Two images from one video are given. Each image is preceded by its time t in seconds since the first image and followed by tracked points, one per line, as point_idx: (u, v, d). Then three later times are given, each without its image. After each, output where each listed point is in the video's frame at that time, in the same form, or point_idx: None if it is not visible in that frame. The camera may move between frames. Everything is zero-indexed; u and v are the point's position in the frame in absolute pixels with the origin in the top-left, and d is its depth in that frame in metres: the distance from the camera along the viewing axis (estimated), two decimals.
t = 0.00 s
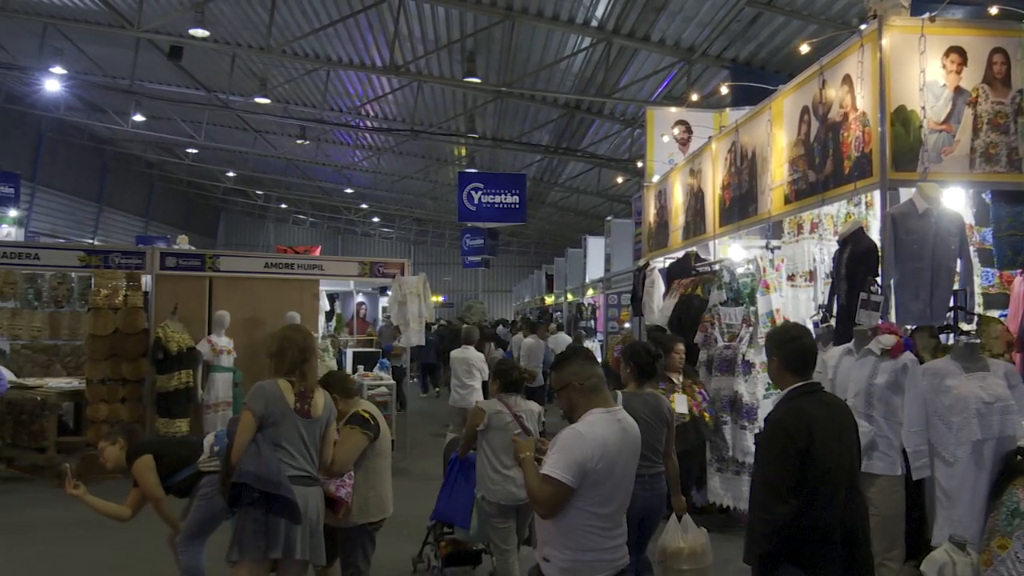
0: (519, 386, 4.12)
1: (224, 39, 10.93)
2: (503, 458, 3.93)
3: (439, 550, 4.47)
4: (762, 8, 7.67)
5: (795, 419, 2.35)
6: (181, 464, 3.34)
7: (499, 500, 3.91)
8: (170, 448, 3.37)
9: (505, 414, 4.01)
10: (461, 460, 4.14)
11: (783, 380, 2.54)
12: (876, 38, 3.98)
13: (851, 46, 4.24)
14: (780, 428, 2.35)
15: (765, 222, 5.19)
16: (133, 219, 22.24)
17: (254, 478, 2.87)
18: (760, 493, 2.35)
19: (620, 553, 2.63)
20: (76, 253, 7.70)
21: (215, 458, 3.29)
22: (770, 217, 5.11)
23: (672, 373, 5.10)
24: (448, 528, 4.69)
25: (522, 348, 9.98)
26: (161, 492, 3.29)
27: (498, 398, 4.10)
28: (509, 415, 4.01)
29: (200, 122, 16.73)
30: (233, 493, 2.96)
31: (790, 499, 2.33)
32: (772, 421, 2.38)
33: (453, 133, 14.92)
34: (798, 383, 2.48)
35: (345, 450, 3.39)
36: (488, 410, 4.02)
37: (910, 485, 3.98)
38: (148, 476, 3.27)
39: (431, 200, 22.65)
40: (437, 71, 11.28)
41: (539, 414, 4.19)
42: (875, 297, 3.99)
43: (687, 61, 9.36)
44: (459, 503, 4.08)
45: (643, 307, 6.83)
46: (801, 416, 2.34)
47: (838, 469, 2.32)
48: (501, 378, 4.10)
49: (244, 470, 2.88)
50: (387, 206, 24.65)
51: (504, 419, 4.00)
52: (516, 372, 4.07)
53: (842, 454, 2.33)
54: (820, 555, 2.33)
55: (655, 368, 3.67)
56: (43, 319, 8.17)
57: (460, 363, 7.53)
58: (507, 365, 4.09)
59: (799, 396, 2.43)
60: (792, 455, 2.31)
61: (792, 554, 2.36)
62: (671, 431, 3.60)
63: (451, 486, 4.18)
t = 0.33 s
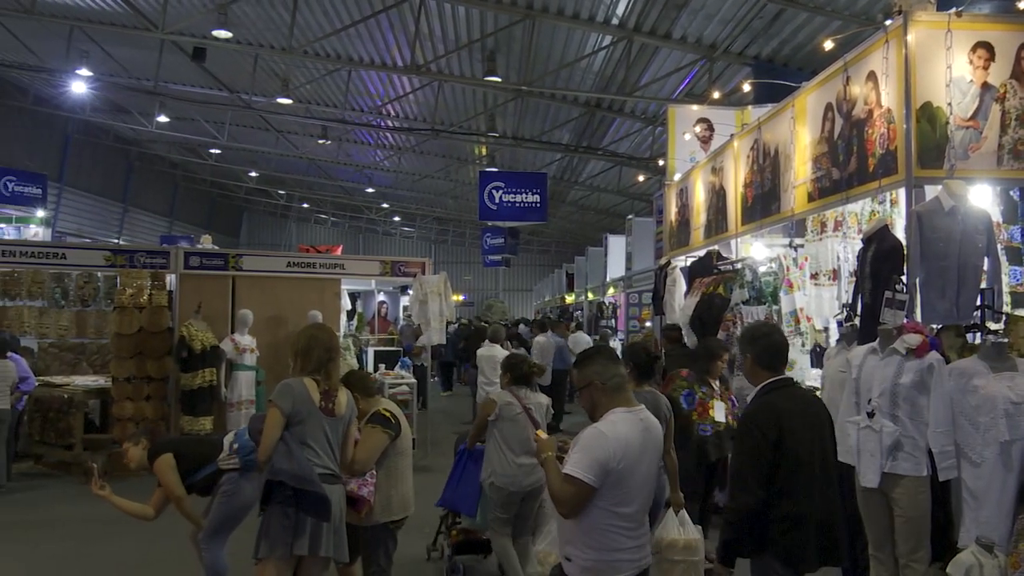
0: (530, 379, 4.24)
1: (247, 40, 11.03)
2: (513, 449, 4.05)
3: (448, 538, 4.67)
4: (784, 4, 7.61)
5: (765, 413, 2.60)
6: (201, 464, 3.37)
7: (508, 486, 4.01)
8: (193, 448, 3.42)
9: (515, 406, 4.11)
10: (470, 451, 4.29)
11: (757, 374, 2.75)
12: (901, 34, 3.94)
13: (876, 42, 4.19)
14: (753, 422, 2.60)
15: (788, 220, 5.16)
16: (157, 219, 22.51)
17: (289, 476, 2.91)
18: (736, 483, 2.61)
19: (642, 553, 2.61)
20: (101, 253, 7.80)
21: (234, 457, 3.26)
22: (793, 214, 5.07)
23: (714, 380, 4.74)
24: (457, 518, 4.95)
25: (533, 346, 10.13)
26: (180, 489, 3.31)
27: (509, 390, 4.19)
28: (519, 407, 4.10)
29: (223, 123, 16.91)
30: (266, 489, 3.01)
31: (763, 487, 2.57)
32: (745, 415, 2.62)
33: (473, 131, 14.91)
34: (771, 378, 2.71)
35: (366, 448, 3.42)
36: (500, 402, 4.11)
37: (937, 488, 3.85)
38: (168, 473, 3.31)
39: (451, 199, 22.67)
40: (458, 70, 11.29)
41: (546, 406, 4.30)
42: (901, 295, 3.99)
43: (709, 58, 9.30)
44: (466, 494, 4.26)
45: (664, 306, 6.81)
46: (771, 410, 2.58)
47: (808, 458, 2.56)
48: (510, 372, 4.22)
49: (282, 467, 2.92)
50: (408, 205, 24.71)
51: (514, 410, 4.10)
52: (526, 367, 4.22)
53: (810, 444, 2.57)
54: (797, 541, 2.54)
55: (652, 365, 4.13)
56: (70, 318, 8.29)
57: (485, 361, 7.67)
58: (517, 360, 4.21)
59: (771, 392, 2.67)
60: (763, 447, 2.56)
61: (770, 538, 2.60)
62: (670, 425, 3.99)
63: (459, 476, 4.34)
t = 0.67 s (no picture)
0: (535, 376, 4.42)
1: (264, 40, 11.09)
2: (513, 440, 4.24)
3: (457, 527, 4.98)
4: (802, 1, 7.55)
5: (740, 404, 2.67)
6: (216, 462, 3.39)
7: (507, 477, 4.22)
8: (205, 446, 3.42)
9: (517, 401, 4.29)
10: (475, 442, 4.54)
11: (737, 370, 2.82)
12: (921, 30, 3.90)
13: (895, 38, 4.16)
14: (728, 412, 2.69)
15: (806, 218, 5.14)
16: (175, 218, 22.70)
17: (313, 475, 2.93)
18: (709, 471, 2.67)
19: (658, 553, 2.59)
20: (121, 252, 7.88)
21: (249, 455, 3.29)
22: (811, 212, 5.04)
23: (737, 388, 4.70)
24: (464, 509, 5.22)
25: (544, 345, 10.19)
26: (196, 489, 3.32)
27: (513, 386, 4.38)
28: (521, 401, 4.28)
29: (240, 123, 17.02)
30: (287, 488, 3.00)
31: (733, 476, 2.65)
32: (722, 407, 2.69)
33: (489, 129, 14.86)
34: (749, 374, 2.78)
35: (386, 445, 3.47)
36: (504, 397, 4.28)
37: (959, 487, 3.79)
38: (184, 472, 3.32)
39: (467, 197, 22.68)
40: (474, 68, 11.29)
41: (551, 401, 4.43)
42: (920, 294, 3.88)
43: (725, 56, 9.26)
44: (472, 484, 4.58)
45: (680, 304, 6.80)
46: (748, 403, 2.66)
47: (775, 451, 2.64)
48: (516, 369, 4.42)
49: (305, 466, 2.94)
50: (423, 204, 24.76)
51: (516, 405, 4.28)
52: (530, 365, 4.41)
53: (779, 441, 2.64)
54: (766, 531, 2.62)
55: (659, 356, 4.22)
56: (90, 316, 8.39)
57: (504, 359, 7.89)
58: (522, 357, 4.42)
59: (746, 387, 2.74)
60: (734, 437, 2.64)
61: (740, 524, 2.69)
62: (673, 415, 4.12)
63: (463, 467, 4.65)
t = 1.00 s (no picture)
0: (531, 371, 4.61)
1: (276, 40, 11.14)
2: (508, 432, 4.40)
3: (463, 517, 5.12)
4: None
5: (714, 391, 2.97)
6: (227, 461, 3.40)
7: (503, 467, 4.37)
8: (216, 445, 3.44)
9: (514, 395, 4.48)
10: (475, 436, 4.65)
11: (713, 361, 3.12)
12: (935, 27, 3.87)
13: (908, 35, 4.13)
14: (704, 399, 2.98)
15: (818, 216, 5.12)
16: (188, 217, 22.81)
17: (329, 475, 2.94)
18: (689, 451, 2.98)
19: (671, 552, 2.59)
20: (134, 251, 7.92)
21: (259, 454, 3.32)
22: (823, 211, 5.03)
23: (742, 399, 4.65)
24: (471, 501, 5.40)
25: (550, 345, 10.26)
26: (208, 487, 3.33)
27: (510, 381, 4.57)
28: (517, 395, 4.48)
29: (251, 122, 17.09)
30: (301, 488, 3.01)
31: (710, 454, 2.95)
32: (699, 394, 2.99)
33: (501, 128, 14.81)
34: (722, 365, 3.07)
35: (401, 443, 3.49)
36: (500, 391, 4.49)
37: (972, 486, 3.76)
38: (195, 471, 3.33)
39: (478, 196, 22.69)
40: (485, 67, 11.29)
41: (546, 396, 4.64)
42: (934, 293, 3.87)
43: (737, 53, 9.22)
44: (470, 476, 4.68)
45: (692, 303, 6.79)
46: (722, 390, 2.95)
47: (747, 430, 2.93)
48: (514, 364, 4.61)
49: (321, 466, 2.94)
50: (434, 203, 24.77)
51: (512, 399, 4.47)
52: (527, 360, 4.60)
53: (751, 421, 2.95)
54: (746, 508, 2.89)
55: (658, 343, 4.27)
56: (103, 315, 8.44)
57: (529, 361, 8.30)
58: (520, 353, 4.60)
59: (720, 374, 3.04)
60: (711, 420, 2.94)
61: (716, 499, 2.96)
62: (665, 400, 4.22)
63: (463, 459, 4.74)
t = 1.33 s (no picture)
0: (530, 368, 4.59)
1: (284, 40, 11.17)
2: (509, 427, 4.47)
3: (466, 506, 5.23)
4: None
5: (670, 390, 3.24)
6: (235, 459, 3.40)
7: (504, 460, 4.45)
8: (224, 444, 3.45)
9: (512, 391, 4.51)
10: (475, 429, 4.65)
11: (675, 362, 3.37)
12: (944, 24, 3.86)
13: (916, 33, 4.13)
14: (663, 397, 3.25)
15: (826, 215, 5.11)
16: (196, 216, 22.88)
17: (338, 474, 2.94)
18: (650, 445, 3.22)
19: (678, 551, 2.59)
20: (143, 250, 7.96)
21: (267, 452, 3.33)
22: (831, 209, 5.02)
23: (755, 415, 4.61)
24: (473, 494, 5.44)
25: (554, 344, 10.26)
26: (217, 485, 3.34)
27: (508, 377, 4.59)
28: (516, 392, 4.51)
29: (259, 122, 17.14)
30: (311, 487, 3.02)
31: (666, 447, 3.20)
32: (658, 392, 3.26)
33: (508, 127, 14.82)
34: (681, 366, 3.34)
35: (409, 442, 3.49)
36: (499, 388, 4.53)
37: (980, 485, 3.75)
38: (204, 469, 3.33)
39: (485, 195, 22.69)
40: (492, 66, 11.29)
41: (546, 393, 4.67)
42: (943, 292, 3.83)
43: (745, 51, 9.19)
44: (469, 466, 4.66)
45: (699, 302, 6.78)
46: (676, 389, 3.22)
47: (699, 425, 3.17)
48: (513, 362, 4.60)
49: (331, 464, 2.95)
50: (440, 202, 24.78)
51: (511, 396, 4.50)
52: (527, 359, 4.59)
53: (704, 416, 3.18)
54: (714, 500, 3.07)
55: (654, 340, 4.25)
56: (112, 314, 8.51)
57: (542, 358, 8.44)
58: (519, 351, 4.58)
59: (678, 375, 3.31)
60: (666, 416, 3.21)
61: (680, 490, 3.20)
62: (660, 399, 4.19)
63: (465, 451, 4.73)
